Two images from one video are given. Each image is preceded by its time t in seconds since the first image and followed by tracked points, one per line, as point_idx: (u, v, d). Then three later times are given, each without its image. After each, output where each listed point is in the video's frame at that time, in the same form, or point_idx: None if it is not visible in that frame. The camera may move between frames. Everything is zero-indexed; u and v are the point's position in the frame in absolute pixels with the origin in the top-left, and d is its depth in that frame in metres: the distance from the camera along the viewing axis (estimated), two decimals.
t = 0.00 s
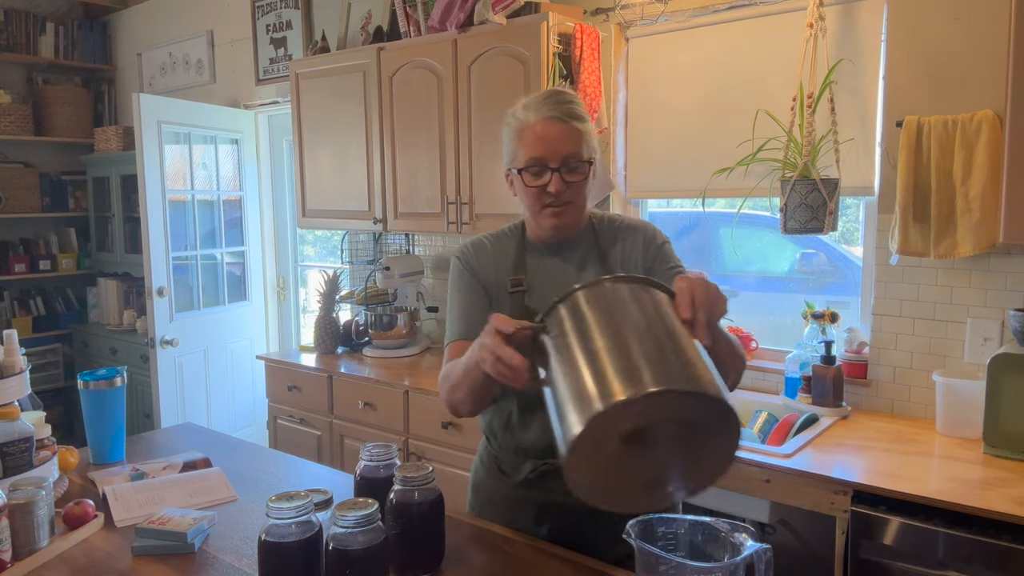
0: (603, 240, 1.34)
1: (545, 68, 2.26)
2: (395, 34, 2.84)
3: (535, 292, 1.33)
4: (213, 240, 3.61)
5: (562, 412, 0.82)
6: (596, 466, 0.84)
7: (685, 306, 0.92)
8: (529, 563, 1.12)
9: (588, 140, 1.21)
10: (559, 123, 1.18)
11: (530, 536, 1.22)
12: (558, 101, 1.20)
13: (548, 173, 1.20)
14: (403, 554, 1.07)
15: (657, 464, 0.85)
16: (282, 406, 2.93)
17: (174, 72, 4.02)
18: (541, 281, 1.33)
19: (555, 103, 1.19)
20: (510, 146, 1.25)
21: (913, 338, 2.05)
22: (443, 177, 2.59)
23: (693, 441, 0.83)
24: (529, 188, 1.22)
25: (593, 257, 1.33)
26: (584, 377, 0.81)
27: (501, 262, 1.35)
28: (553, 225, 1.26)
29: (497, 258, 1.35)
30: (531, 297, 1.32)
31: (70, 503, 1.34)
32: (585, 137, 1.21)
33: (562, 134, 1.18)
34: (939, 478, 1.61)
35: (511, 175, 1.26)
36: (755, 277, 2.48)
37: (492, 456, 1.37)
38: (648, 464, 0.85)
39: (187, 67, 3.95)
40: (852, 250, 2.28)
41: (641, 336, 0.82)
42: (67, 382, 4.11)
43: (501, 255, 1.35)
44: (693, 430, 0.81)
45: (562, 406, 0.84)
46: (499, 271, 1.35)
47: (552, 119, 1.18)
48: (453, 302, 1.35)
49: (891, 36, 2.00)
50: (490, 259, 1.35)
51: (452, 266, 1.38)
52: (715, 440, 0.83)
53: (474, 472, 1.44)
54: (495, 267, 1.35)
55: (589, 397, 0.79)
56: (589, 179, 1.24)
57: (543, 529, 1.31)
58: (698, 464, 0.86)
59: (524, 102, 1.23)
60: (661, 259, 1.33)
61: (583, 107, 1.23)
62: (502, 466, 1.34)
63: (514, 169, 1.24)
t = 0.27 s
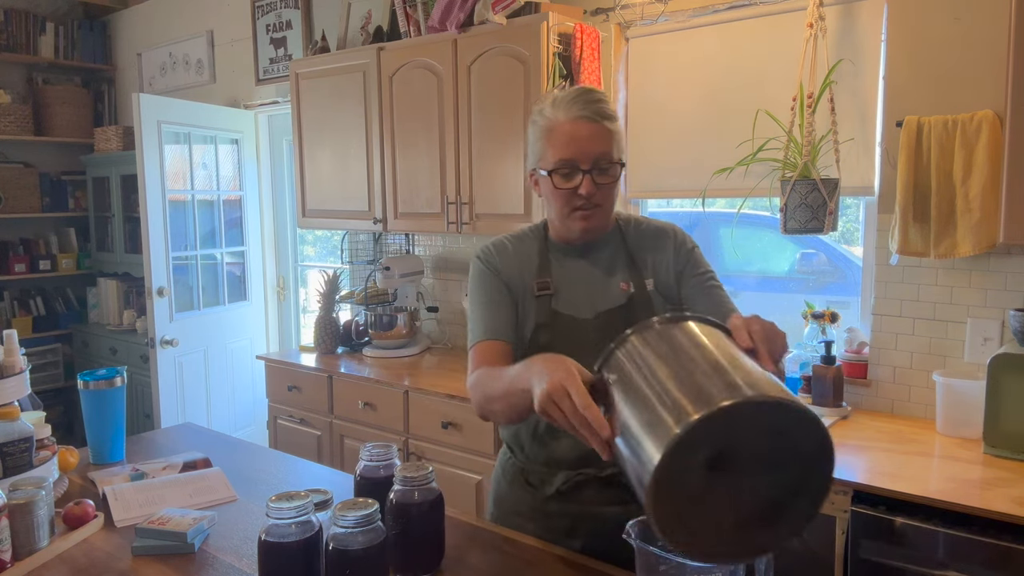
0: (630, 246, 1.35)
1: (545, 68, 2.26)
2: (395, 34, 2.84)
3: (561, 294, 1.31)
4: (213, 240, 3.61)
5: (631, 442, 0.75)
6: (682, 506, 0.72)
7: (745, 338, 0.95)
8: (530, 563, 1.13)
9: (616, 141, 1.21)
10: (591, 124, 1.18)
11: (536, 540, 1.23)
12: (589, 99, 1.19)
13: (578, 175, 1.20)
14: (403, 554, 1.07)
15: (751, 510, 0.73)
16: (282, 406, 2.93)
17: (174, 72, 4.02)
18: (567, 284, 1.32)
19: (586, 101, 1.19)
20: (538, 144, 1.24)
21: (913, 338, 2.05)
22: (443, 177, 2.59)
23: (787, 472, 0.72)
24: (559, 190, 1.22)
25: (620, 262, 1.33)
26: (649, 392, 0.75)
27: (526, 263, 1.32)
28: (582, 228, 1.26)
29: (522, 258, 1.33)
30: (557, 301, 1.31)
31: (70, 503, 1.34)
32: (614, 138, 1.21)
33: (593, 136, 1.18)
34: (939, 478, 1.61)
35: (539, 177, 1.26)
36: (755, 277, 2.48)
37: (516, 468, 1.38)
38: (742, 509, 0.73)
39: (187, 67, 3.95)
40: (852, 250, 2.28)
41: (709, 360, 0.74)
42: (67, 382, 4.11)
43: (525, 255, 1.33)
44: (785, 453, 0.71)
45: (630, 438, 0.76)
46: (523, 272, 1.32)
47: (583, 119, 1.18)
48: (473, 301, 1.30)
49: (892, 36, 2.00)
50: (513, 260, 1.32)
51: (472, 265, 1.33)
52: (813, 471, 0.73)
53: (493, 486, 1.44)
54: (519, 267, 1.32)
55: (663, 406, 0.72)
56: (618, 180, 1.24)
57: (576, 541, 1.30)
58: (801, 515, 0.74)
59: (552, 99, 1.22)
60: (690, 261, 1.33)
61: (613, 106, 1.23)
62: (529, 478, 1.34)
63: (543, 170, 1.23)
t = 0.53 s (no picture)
0: (652, 250, 1.35)
1: (545, 68, 2.26)
2: (395, 33, 2.84)
3: (580, 299, 1.31)
4: (213, 240, 3.61)
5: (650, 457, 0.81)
6: (711, 503, 0.79)
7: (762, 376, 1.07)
8: (531, 563, 1.13)
9: (643, 146, 1.19)
10: (618, 129, 1.15)
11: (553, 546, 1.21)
12: (617, 103, 1.16)
13: (603, 181, 1.18)
14: (403, 554, 1.07)
15: (771, 509, 0.80)
16: (283, 406, 2.93)
17: (174, 72, 4.02)
18: (586, 288, 1.32)
19: (614, 105, 1.16)
20: (562, 146, 1.22)
21: (913, 338, 2.05)
22: (442, 177, 2.59)
23: (806, 471, 0.81)
24: (582, 194, 1.20)
25: (641, 266, 1.33)
26: (667, 397, 0.84)
27: (542, 269, 1.33)
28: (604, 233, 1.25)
29: (538, 265, 1.34)
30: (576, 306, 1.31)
31: (70, 503, 1.34)
32: (641, 142, 1.18)
33: (620, 141, 1.15)
34: (939, 478, 1.61)
35: (562, 179, 1.24)
36: (755, 277, 2.48)
37: (535, 479, 1.36)
38: (762, 508, 0.80)
39: (187, 67, 3.95)
40: (852, 249, 2.28)
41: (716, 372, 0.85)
42: (67, 382, 4.11)
43: (541, 261, 1.34)
44: (804, 451, 0.80)
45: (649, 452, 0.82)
46: (540, 278, 1.33)
47: (610, 124, 1.15)
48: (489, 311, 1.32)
49: (892, 36, 2.00)
50: (530, 266, 1.33)
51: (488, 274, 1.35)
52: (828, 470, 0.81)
53: (510, 497, 1.42)
54: (536, 274, 1.33)
55: (684, 406, 0.81)
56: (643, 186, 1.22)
57: (600, 551, 1.30)
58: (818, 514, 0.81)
59: (579, 100, 1.19)
60: (714, 269, 1.34)
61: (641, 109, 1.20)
62: (550, 489, 1.32)
63: (566, 173, 1.21)
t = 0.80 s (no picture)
0: (663, 253, 1.34)
1: (545, 68, 2.26)
2: (395, 34, 2.84)
3: (588, 302, 1.31)
4: (213, 240, 3.61)
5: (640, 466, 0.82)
6: (709, 483, 0.79)
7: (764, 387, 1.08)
8: (531, 563, 1.13)
9: (657, 148, 1.18)
10: (632, 131, 1.15)
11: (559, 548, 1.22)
12: (631, 105, 1.16)
13: (615, 183, 1.17)
14: (403, 554, 1.07)
15: (768, 492, 0.81)
16: (283, 406, 2.93)
17: (174, 72, 4.02)
18: (594, 291, 1.32)
19: (628, 106, 1.16)
20: (574, 146, 1.21)
21: (913, 338, 2.05)
22: (442, 177, 2.59)
23: (799, 454, 0.82)
24: (593, 195, 1.20)
25: (651, 269, 1.33)
26: (658, 383, 0.87)
27: (550, 272, 1.33)
28: (615, 236, 1.24)
29: (546, 267, 1.34)
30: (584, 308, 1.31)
31: (70, 503, 1.34)
32: (655, 145, 1.18)
33: (633, 143, 1.15)
34: (939, 478, 1.61)
35: (574, 180, 1.23)
36: (755, 277, 2.48)
37: (542, 483, 1.36)
38: (759, 491, 0.80)
39: (187, 67, 3.95)
40: (852, 249, 2.28)
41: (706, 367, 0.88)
42: (67, 382, 4.11)
43: (549, 264, 1.34)
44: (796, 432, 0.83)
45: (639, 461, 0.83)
46: (547, 281, 1.33)
47: (623, 125, 1.15)
48: (496, 313, 1.33)
49: (891, 36, 2.00)
50: (537, 269, 1.34)
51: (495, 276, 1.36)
52: (822, 454, 0.83)
53: (518, 500, 1.43)
54: (543, 277, 1.33)
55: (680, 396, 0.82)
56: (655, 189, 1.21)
57: (607, 555, 1.30)
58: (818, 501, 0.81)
59: (592, 100, 1.19)
60: (725, 274, 1.34)
61: (655, 111, 1.20)
62: (558, 493, 1.33)
63: (578, 174, 1.21)
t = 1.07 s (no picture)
0: (666, 254, 1.34)
1: (545, 68, 2.26)
2: (395, 34, 2.84)
3: (590, 304, 1.31)
4: (213, 240, 3.61)
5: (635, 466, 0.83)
6: (705, 467, 0.78)
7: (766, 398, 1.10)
8: (531, 563, 1.13)
9: (660, 150, 1.18)
10: (635, 133, 1.15)
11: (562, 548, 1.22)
12: (635, 106, 1.15)
13: (618, 185, 1.17)
14: (403, 554, 1.07)
15: (764, 477, 0.80)
16: (282, 406, 2.93)
17: (174, 72, 4.02)
18: (596, 292, 1.32)
19: (631, 108, 1.15)
20: (577, 147, 1.21)
21: (913, 338, 2.05)
22: (443, 177, 2.59)
23: (793, 440, 0.82)
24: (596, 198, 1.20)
25: (654, 270, 1.33)
26: (653, 384, 0.88)
27: (552, 273, 1.33)
28: (617, 238, 1.24)
29: (547, 268, 1.33)
30: (585, 309, 1.31)
31: (70, 503, 1.34)
32: (658, 147, 1.17)
33: (636, 146, 1.15)
34: (939, 478, 1.61)
35: (577, 181, 1.23)
36: (755, 277, 2.48)
37: (545, 484, 1.36)
38: (755, 476, 0.79)
39: (187, 67, 3.95)
40: (852, 250, 2.28)
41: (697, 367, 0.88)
42: (67, 382, 4.11)
43: (551, 265, 1.34)
44: (790, 418, 0.82)
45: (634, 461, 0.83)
46: (547, 281, 1.33)
47: (627, 128, 1.15)
48: (497, 315, 1.33)
49: (892, 36, 2.00)
50: (536, 269, 1.34)
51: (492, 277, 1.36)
52: (817, 442, 0.82)
53: (519, 501, 1.43)
54: (543, 277, 1.33)
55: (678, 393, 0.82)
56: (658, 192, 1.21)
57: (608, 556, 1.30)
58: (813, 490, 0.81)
59: (595, 100, 1.18)
60: (728, 276, 1.33)
61: (659, 114, 1.19)
62: (560, 494, 1.33)
63: (581, 176, 1.21)
